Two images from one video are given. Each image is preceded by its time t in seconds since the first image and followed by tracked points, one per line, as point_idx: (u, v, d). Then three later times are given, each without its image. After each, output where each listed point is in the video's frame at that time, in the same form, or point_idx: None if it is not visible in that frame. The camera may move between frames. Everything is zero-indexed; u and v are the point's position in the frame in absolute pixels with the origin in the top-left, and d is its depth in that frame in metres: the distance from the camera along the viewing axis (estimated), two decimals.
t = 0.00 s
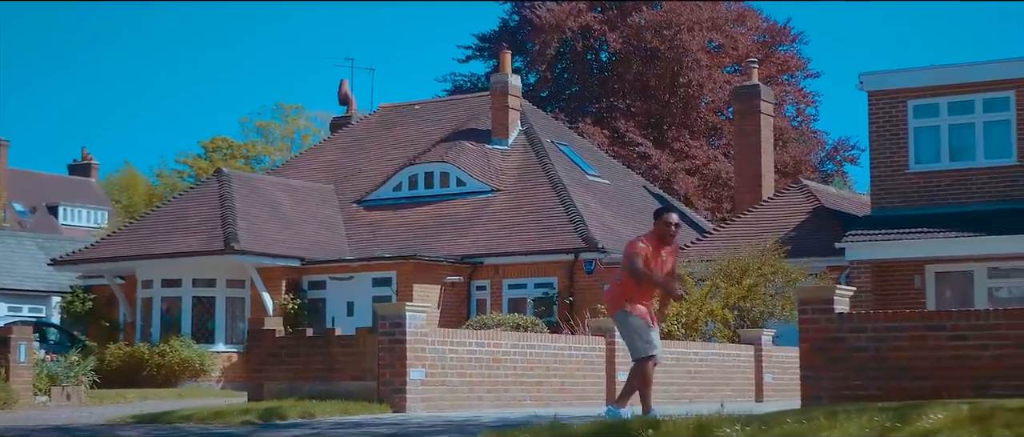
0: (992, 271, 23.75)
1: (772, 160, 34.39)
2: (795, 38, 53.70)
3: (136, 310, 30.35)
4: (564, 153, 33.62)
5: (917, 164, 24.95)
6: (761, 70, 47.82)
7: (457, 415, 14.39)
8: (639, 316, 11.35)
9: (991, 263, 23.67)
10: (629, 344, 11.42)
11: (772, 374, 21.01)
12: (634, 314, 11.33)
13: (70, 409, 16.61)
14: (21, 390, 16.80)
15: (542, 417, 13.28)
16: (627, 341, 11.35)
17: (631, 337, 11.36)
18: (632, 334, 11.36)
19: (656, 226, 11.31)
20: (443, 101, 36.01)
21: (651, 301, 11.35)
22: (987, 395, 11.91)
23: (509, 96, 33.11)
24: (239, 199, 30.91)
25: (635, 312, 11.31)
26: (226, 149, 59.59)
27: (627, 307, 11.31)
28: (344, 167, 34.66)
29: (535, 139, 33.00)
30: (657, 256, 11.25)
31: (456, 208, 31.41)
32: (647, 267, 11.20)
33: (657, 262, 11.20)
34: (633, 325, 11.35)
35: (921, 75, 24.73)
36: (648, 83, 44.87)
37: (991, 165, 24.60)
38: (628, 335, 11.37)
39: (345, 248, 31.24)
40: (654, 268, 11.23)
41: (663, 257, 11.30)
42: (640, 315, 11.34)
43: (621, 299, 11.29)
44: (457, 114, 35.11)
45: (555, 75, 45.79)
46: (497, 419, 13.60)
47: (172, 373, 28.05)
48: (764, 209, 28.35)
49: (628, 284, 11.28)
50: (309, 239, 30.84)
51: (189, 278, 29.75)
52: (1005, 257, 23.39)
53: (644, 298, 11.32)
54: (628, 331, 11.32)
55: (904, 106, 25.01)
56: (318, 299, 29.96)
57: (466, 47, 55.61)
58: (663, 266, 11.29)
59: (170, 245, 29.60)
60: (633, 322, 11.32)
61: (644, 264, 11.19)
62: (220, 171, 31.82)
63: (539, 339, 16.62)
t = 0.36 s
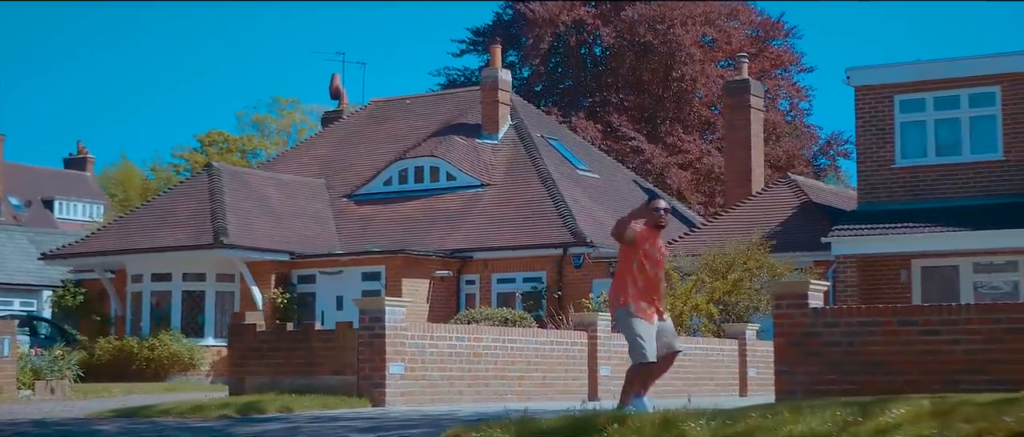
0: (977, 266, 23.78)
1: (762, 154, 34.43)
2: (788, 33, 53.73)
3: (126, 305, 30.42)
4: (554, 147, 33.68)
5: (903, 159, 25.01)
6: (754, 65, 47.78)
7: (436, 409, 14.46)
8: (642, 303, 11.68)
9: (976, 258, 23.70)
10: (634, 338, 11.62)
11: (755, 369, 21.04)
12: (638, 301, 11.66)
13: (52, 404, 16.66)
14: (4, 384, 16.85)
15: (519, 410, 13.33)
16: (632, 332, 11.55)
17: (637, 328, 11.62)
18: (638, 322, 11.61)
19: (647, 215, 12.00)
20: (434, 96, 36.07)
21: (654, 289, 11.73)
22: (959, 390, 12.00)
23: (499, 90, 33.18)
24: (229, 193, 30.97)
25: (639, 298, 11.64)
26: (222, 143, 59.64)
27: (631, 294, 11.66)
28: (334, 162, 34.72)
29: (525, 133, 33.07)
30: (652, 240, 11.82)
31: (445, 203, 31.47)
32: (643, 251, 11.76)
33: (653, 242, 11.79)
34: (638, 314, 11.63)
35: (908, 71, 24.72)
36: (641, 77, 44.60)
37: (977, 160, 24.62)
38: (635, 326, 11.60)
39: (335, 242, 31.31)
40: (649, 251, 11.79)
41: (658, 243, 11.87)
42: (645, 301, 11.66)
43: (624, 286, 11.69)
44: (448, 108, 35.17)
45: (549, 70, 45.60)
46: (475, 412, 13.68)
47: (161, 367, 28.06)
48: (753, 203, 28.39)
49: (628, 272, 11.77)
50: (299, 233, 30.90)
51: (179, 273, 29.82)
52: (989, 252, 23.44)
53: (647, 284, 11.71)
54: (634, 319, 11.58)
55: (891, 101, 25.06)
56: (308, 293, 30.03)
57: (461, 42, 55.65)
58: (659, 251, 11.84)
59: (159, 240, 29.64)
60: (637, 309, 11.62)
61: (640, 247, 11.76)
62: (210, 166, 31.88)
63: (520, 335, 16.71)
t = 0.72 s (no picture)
0: (962, 262, 23.59)
1: (752, 149, 34.47)
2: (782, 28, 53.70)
3: (116, 299, 30.50)
4: (544, 143, 33.74)
5: (889, 154, 24.75)
6: (747, 59, 47.71)
7: (415, 403, 14.54)
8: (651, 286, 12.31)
9: (961, 254, 23.52)
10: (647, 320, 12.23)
11: (739, 364, 21.12)
12: (648, 284, 12.29)
13: (36, 397, 16.74)
14: None
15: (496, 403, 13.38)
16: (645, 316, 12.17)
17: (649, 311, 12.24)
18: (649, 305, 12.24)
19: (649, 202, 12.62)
20: (424, 91, 36.13)
21: (661, 272, 12.38)
22: (930, 384, 12.07)
23: (490, 86, 33.23)
24: (219, 188, 31.03)
25: (649, 283, 12.28)
26: (218, 138, 59.64)
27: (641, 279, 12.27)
28: (325, 157, 34.78)
29: (515, 129, 33.13)
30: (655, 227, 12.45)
31: (435, 198, 31.53)
32: (650, 238, 12.38)
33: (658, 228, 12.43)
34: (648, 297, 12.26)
35: (893, 66, 24.45)
36: (635, 71, 44.22)
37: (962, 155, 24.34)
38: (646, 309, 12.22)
39: (325, 237, 31.38)
40: (653, 236, 12.42)
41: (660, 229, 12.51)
42: (654, 284, 12.30)
43: (634, 272, 12.29)
44: (439, 104, 35.22)
45: (543, 65, 45.26)
46: (452, 406, 13.76)
47: (150, 362, 28.15)
48: (741, 199, 28.44)
49: (635, 257, 12.38)
50: (288, 228, 30.97)
51: (168, 268, 29.89)
52: (974, 247, 23.26)
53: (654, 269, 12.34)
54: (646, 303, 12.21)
55: (877, 96, 24.78)
56: (297, 288, 30.01)
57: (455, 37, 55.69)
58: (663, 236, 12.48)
59: (149, 235, 29.70)
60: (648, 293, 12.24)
61: (645, 234, 12.37)
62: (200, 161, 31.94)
63: (502, 329, 16.79)
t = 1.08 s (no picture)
0: (948, 257, 23.49)
1: (742, 145, 34.52)
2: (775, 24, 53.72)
3: (108, 295, 30.59)
4: (535, 139, 33.83)
5: (876, 150, 24.61)
6: (740, 56, 47.69)
7: (395, 399, 14.64)
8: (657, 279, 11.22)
9: (947, 249, 23.40)
10: (655, 316, 11.20)
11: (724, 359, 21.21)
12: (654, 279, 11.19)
13: (21, 393, 16.83)
14: None
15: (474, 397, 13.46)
16: (653, 314, 11.14)
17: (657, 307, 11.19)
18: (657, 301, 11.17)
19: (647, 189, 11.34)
20: (415, 87, 36.20)
21: (667, 263, 11.27)
22: (903, 379, 12.16)
23: (480, 82, 33.29)
24: (209, 184, 31.12)
25: (655, 277, 11.16)
26: (214, 133, 59.64)
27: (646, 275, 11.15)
28: (316, 153, 34.86)
29: (505, 125, 33.22)
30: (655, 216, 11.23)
31: (425, 194, 31.62)
32: (650, 229, 11.18)
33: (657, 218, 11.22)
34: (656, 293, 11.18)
35: (880, 63, 24.26)
36: (629, 68, 44.02)
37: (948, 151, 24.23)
38: (654, 306, 11.17)
39: (316, 233, 31.47)
40: (653, 228, 11.21)
41: (661, 217, 11.30)
42: (660, 278, 11.21)
43: (637, 267, 11.16)
44: (430, 100, 35.31)
45: (537, 60, 44.91)
46: (432, 400, 13.86)
47: (141, 358, 28.21)
48: (730, 195, 28.50)
49: (637, 252, 11.21)
50: (279, 224, 31.07)
51: (159, 263, 30.00)
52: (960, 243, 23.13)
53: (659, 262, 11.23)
54: (653, 301, 11.16)
55: (863, 92, 24.62)
56: (287, 284, 30.09)
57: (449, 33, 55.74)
58: (666, 225, 11.27)
59: (139, 231, 29.77)
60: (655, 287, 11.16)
61: (645, 226, 11.17)
62: (191, 157, 32.03)
63: (484, 325, 16.88)
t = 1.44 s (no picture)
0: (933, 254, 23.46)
1: (733, 141, 34.52)
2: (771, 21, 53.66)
3: (98, 291, 30.67)
4: (525, 136, 33.91)
5: (863, 147, 24.51)
6: (734, 52, 47.47)
7: (375, 395, 14.74)
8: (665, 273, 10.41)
9: (932, 246, 23.37)
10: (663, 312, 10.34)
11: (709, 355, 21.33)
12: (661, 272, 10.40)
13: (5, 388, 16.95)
14: None
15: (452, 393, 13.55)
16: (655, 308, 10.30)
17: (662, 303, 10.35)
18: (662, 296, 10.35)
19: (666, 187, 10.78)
20: (407, 84, 36.29)
21: (678, 259, 10.47)
22: (875, 376, 12.27)
23: (470, 79, 33.39)
24: (199, 181, 31.20)
25: (662, 269, 10.37)
26: (211, 130, 59.74)
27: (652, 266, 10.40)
28: (308, 150, 34.94)
29: (496, 122, 33.33)
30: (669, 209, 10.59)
31: (415, 190, 31.70)
32: (663, 222, 10.51)
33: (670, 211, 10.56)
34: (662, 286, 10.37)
35: (868, 60, 24.14)
36: (622, 64, 43.28)
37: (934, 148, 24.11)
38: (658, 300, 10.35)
39: (306, 230, 31.56)
40: (668, 222, 10.53)
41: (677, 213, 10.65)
42: (667, 271, 10.38)
43: (644, 259, 10.43)
44: (421, 97, 35.38)
45: (531, 57, 44.76)
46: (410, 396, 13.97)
47: (131, 354, 28.20)
48: (719, 191, 28.54)
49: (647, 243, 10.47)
50: (270, 220, 31.17)
51: (150, 260, 30.07)
52: (944, 241, 23.06)
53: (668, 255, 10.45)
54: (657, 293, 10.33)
55: (850, 90, 24.53)
56: (277, 281, 30.14)
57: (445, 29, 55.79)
58: (679, 221, 10.61)
59: (129, 228, 29.86)
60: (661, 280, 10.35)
61: (655, 216, 10.49)
62: (182, 154, 32.12)
63: (467, 321, 17.00)
